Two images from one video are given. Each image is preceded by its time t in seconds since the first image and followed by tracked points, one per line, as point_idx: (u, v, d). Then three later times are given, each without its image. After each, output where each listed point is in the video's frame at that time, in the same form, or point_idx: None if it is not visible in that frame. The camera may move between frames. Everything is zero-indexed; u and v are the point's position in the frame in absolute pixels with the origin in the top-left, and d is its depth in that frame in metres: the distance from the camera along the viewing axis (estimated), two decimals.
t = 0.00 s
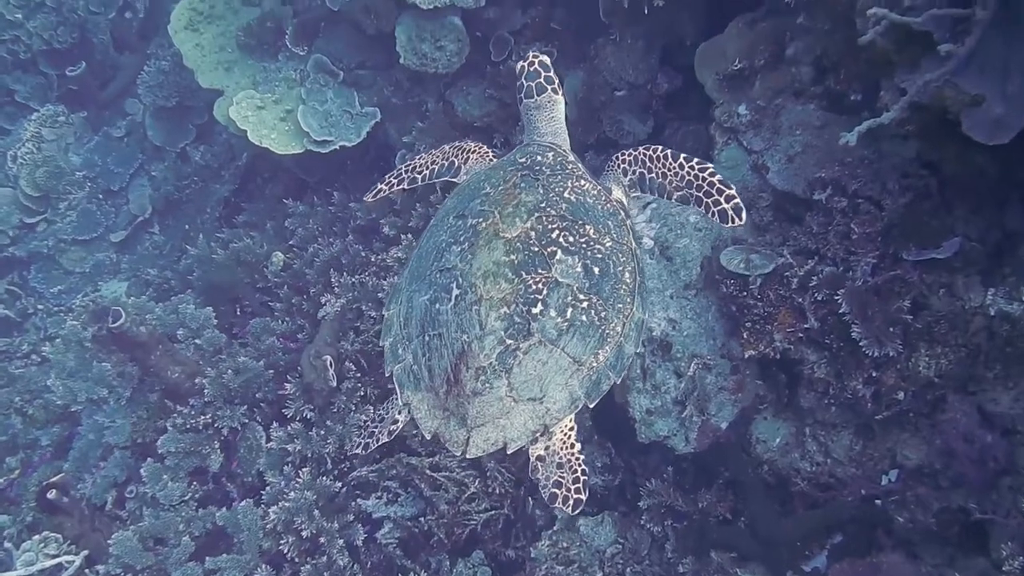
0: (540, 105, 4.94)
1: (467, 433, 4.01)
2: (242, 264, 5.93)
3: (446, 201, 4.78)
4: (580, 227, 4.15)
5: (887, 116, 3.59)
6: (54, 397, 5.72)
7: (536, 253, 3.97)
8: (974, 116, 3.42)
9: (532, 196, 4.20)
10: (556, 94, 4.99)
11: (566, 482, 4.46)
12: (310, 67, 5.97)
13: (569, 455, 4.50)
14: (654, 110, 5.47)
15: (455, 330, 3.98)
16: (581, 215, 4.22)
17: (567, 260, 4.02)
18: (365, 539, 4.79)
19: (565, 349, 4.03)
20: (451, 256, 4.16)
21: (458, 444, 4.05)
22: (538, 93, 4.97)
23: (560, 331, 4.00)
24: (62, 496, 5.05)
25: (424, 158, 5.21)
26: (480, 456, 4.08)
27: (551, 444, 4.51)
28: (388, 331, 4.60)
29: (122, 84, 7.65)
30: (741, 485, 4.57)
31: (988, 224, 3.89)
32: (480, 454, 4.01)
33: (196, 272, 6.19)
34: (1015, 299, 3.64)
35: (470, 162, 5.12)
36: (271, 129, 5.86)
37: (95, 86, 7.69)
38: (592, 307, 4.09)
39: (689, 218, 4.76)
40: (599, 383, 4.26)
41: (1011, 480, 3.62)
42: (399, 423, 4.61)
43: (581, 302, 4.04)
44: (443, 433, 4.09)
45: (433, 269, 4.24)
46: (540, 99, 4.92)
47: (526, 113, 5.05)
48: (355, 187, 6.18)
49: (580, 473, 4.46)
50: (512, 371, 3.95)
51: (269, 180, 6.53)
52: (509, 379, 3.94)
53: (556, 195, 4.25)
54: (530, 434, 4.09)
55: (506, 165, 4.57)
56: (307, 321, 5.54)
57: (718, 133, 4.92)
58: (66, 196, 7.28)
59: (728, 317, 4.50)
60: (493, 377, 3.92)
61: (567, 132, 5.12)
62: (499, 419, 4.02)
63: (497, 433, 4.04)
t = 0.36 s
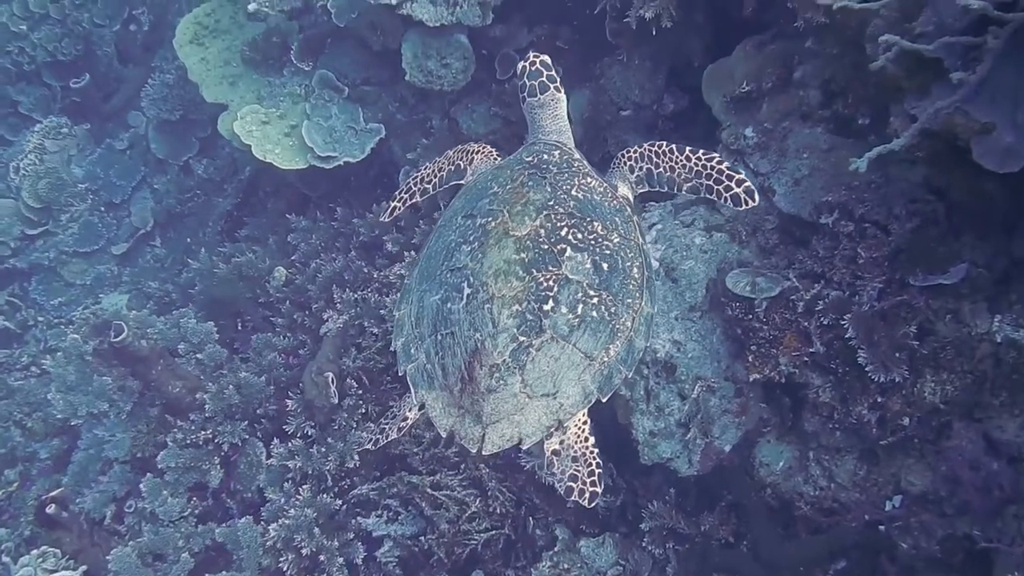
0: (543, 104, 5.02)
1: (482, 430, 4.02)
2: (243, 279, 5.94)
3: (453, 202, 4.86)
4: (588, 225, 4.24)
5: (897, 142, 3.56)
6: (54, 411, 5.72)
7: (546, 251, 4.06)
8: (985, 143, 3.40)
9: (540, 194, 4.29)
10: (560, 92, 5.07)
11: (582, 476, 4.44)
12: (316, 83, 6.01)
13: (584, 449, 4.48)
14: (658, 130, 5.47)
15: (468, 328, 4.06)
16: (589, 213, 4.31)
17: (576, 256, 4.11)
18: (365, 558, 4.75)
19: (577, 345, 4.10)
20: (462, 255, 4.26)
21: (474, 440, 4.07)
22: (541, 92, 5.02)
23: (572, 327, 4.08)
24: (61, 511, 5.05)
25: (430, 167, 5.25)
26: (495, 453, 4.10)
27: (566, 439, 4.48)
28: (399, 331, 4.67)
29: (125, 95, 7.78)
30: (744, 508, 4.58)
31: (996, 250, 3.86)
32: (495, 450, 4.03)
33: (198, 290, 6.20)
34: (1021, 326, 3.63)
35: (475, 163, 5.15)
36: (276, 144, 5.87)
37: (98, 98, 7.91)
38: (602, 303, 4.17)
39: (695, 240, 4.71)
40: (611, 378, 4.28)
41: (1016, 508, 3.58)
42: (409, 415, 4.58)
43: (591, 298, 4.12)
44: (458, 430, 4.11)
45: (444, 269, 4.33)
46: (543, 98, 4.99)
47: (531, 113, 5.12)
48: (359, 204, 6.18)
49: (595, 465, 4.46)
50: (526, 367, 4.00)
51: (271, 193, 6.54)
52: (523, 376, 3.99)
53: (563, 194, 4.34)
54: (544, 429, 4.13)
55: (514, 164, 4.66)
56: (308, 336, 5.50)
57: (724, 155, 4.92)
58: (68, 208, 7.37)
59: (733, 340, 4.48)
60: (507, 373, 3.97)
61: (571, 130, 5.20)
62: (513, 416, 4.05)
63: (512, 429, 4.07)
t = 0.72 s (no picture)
0: (548, 101, 5.07)
1: (497, 427, 4.11)
2: (251, 290, 5.99)
3: (462, 200, 4.88)
4: (597, 221, 4.29)
5: (913, 168, 3.47)
6: (60, 419, 5.75)
7: (556, 248, 4.11)
8: (1001, 170, 3.36)
9: (549, 191, 4.33)
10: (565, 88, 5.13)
11: (597, 471, 4.44)
12: (326, 95, 6.04)
13: (598, 442, 4.49)
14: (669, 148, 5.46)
15: (480, 326, 4.13)
16: (598, 209, 4.37)
17: (586, 253, 4.16)
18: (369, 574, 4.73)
19: (589, 341, 4.17)
20: (472, 254, 4.29)
21: (489, 437, 4.14)
22: (547, 88, 5.08)
23: (583, 324, 4.15)
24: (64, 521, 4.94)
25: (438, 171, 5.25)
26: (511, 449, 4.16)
27: (579, 433, 4.50)
28: (412, 330, 4.75)
29: (136, 103, 7.95)
30: (752, 530, 4.56)
31: (1009, 275, 3.83)
32: (511, 446, 4.10)
33: (208, 303, 6.22)
34: None
35: (483, 162, 5.14)
36: (285, 156, 5.89)
37: (109, 106, 8.10)
38: (613, 298, 4.23)
39: (705, 260, 4.68)
40: (623, 372, 4.32)
41: None
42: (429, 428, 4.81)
43: (602, 294, 4.18)
44: (474, 427, 4.19)
45: (455, 268, 4.39)
46: (549, 94, 5.04)
47: (536, 110, 5.17)
48: (367, 218, 6.20)
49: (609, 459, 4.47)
50: (539, 364, 4.09)
51: (281, 204, 6.58)
52: (535, 372, 4.08)
53: (572, 191, 4.39)
54: (558, 424, 4.21)
55: (522, 162, 4.70)
56: (316, 349, 5.54)
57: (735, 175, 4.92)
58: (76, 215, 7.45)
59: (743, 361, 4.45)
60: (521, 370, 4.05)
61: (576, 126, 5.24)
62: (527, 412, 4.14)
63: (527, 425, 4.14)
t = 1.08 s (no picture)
0: (553, 97, 5.11)
1: (505, 424, 4.05)
2: (255, 298, 5.97)
3: (466, 198, 4.87)
4: (602, 218, 4.32)
5: (925, 196, 3.37)
6: (62, 426, 5.75)
7: (562, 245, 4.12)
8: (1014, 200, 3.30)
9: (554, 188, 4.33)
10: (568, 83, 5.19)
11: (603, 463, 4.49)
12: (334, 105, 6.03)
13: (604, 437, 4.49)
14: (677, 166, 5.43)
15: (487, 323, 4.08)
16: (603, 206, 4.40)
17: (591, 249, 4.18)
18: None
19: (595, 337, 4.16)
20: (478, 251, 4.26)
21: (497, 434, 4.08)
22: (551, 84, 5.15)
23: (589, 320, 4.14)
24: (64, 530, 4.92)
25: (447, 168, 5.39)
26: (519, 446, 4.10)
27: (586, 427, 4.54)
28: (419, 327, 4.75)
29: (143, 108, 8.00)
30: (754, 554, 4.55)
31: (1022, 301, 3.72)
32: (519, 442, 4.04)
33: (211, 312, 6.21)
34: None
35: (487, 159, 5.25)
36: (291, 165, 5.88)
37: (116, 111, 8.16)
38: (618, 294, 4.25)
39: (713, 280, 4.69)
40: (629, 367, 4.34)
41: None
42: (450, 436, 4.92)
43: (607, 290, 4.20)
44: (481, 424, 4.13)
45: (460, 265, 4.37)
46: (553, 90, 5.09)
47: (541, 106, 5.19)
48: (373, 229, 6.19)
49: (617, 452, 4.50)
50: (545, 360, 4.07)
51: (286, 211, 6.59)
52: (543, 369, 4.05)
53: (576, 187, 4.41)
54: (566, 420, 4.21)
55: (526, 159, 4.71)
56: (319, 360, 5.53)
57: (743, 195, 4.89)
58: (82, 220, 7.48)
59: (749, 384, 4.41)
60: (528, 367, 4.01)
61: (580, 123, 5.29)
62: (535, 409, 4.11)
63: (534, 422, 4.12)
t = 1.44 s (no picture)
0: (552, 96, 5.04)
1: (511, 424, 4.06)
2: (256, 306, 5.98)
3: (469, 198, 4.90)
4: (604, 217, 4.31)
5: (931, 226, 3.37)
6: (60, 432, 5.73)
7: (564, 246, 4.12)
8: (1020, 233, 3.28)
9: (555, 189, 4.33)
10: (566, 82, 5.12)
11: (608, 462, 4.38)
12: (339, 114, 6.03)
13: (609, 434, 4.44)
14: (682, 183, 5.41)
15: (491, 324, 4.09)
16: (604, 206, 4.38)
17: (594, 249, 4.17)
18: None
19: (599, 336, 4.19)
20: (481, 253, 4.28)
21: (503, 434, 4.08)
22: (550, 83, 5.07)
23: (593, 319, 4.16)
24: (60, 538, 4.92)
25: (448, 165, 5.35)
26: (525, 445, 4.13)
27: (592, 426, 4.50)
28: (424, 328, 4.77)
29: (147, 110, 7.99)
30: None
31: None
32: (525, 442, 4.06)
33: (211, 320, 6.21)
34: None
35: (488, 159, 5.21)
36: (295, 173, 5.85)
37: (120, 113, 8.16)
38: (621, 293, 4.26)
39: (716, 301, 4.66)
40: (633, 365, 4.37)
41: None
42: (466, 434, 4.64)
43: (610, 289, 4.21)
44: (488, 424, 4.15)
45: (464, 267, 4.39)
46: (553, 89, 5.03)
47: (540, 105, 5.12)
48: (376, 237, 6.18)
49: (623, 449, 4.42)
50: (550, 361, 4.08)
51: (289, 217, 6.59)
52: (547, 369, 4.07)
53: (578, 187, 4.40)
54: (570, 419, 4.23)
55: (527, 159, 4.70)
56: (319, 371, 5.52)
57: (749, 216, 4.86)
58: (84, 222, 7.46)
59: (752, 408, 4.38)
60: (532, 368, 4.02)
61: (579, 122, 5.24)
62: (539, 408, 4.13)
63: (540, 421, 4.15)
